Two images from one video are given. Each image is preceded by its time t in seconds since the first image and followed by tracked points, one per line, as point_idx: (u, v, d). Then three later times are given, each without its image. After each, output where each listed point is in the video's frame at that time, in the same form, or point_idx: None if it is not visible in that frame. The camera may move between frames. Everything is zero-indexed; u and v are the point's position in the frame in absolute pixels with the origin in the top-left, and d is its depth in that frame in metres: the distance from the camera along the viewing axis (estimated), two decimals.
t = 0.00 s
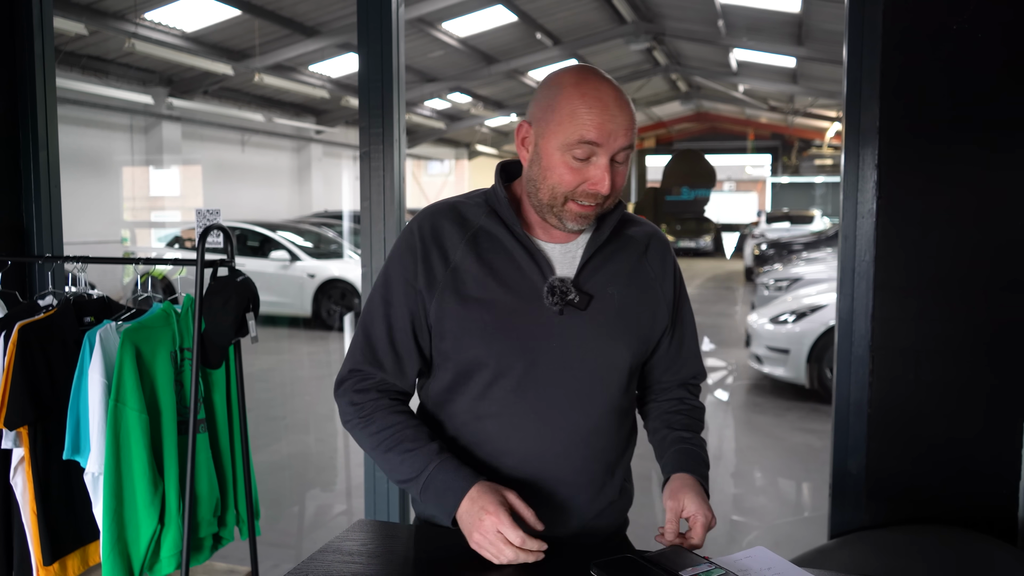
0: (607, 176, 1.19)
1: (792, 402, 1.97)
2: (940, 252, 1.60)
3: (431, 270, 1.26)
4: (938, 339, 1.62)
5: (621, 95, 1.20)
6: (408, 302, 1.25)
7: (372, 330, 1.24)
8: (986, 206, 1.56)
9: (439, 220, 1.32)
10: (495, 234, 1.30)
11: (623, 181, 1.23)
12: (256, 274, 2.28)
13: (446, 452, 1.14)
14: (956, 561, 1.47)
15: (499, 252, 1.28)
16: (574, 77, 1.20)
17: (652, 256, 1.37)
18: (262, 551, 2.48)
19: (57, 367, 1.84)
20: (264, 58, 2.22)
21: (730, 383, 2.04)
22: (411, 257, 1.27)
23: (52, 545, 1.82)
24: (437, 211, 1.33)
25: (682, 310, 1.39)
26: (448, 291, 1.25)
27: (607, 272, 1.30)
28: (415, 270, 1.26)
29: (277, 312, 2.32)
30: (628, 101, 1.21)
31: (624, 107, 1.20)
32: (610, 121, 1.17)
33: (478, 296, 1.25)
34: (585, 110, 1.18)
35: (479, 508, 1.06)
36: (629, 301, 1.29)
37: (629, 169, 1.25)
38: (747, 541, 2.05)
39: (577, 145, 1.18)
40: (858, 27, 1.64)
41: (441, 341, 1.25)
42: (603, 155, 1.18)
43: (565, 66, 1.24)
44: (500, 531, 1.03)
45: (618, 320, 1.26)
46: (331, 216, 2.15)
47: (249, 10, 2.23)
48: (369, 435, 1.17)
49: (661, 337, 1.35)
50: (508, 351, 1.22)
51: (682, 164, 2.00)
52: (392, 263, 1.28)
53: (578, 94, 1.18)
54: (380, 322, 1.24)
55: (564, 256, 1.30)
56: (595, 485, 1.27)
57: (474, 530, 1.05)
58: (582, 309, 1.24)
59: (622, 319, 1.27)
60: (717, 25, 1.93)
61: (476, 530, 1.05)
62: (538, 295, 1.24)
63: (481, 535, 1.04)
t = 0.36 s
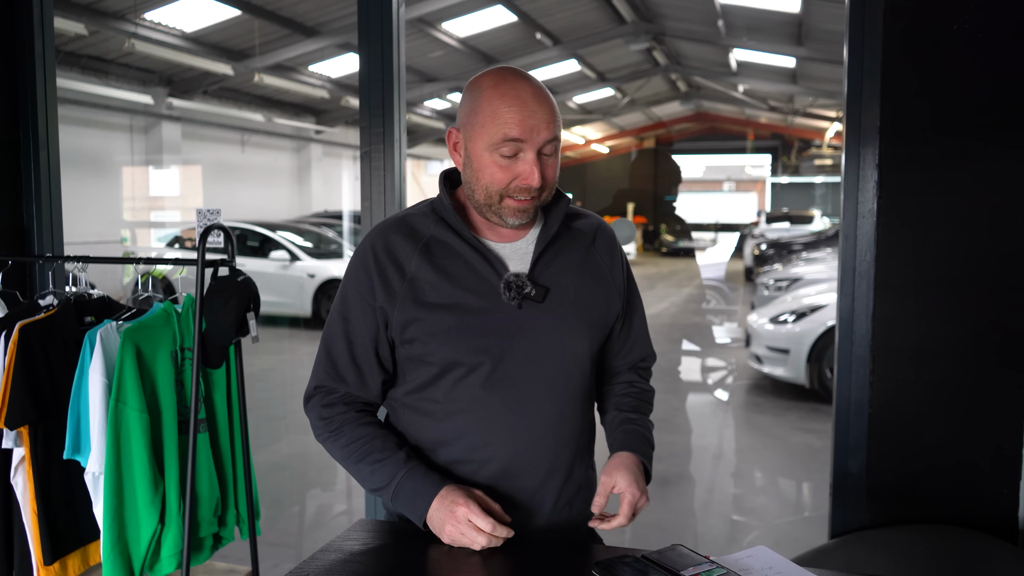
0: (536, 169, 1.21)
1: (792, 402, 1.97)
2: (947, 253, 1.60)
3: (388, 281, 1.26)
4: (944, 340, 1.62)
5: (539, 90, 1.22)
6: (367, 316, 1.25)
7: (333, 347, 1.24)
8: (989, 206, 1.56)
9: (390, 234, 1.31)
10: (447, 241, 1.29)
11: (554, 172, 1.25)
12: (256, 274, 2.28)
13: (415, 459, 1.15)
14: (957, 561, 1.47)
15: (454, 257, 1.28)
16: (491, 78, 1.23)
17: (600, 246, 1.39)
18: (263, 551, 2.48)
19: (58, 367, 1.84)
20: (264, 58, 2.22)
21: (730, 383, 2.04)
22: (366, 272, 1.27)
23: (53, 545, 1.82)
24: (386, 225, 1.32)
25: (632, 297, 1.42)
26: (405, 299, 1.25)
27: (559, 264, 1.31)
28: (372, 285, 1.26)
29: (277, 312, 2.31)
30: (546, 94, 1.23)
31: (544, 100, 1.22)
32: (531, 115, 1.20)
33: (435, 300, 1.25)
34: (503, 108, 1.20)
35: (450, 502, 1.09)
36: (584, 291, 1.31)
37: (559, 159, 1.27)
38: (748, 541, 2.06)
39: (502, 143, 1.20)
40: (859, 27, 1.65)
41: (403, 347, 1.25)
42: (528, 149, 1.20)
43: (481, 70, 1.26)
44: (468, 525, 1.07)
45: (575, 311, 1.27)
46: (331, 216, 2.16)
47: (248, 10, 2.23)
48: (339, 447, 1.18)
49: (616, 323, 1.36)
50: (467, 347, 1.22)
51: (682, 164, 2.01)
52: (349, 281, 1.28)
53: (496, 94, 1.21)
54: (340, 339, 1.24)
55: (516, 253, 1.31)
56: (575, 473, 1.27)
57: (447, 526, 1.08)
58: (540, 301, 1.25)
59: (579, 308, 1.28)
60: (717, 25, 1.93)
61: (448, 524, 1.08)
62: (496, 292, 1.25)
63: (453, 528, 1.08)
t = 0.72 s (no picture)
0: (498, 163, 1.26)
1: (792, 402, 1.97)
2: (948, 254, 1.60)
3: (368, 278, 1.31)
4: (944, 340, 1.63)
5: (502, 89, 1.28)
6: (346, 313, 1.30)
7: (315, 343, 1.29)
8: (988, 206, 1.57)
9: (370, 234, 1.35)
10: (425, 240, 1.34)
11: (520, 167, 1.30)
12: (256, 275, 2.27)
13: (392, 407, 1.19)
14: (958, 561, 1.47)
15: (432, 254, 1.33)
16: (457, 80, 1.29)
17: (578, 239, 1.42)
18: (263, 551, 2.48)
19: (59, 367, 1.84)
20: (264, 58, 2.22)
21: (730, 383, 2.04)
22: (347, 271, 1.32)
23: (53, 545, 1.82)
24: (366, 227, 1.37)
25: (615, 286, 1.44)
26: (385, 296, 1.30)
27: (536, 258, 1.35)
28: (353, 283, 1.31)
29: (277, 312, 2.30)
30: (508, 93, 1.29)
31: (506, 98, 1.28)
32: (492, 112, 1.26)
33: (414, 295, 1.30)
34: (466, 107, 1.26)
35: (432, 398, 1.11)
36: (562, 283, 1.34)
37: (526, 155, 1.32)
38: (748, 541, 2.06)
39: (466, 139, 1.26)
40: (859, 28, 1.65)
41: (383, 342, 1.30)
42: (490, 144, 1.26)
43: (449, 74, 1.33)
44: (447, 394, 1.08)
45: (552, 304, 1.31)
46: (331, 216, 2.17)
47: (249, 10, 2.23)
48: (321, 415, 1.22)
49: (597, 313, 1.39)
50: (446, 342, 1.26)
51: (682, 164, 2.02)
52: (329, 281, 1.33)
53: (460, 94, 1.27)
54: (321, 335, 1.29)
55: (493, 249, 1.36)
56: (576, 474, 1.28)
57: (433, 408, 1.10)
58: (517, 294, 1.29)
59: (557, 300, 1.32)
60: (717, 25, 1.92)
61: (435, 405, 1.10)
62: (473, 286, 1.29)
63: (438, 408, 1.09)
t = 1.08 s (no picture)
0: (489, 155, 1.27)
1: (792, 402, 1.97)
2: (947, 253, 1.60)
3: (363, 273, 1.32)
4: (943, 339, 1.63)
5: (492, 84, 1.29)
6: (342, 307, 1.31)
7: (313, 338, 1.30)
8: (987, 206, 1.57)
9: (367, 231, 1.37)
10: (420, 235, 1.35)
11: (512, 160, 1.30)
12: (256, 274, 2.27)
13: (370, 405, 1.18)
14: (958, 561, 1.48)
15: (425, 248, 1.33)
16: (448, 77, 1.31)
17: (573, 238, 1.42)
18: (264, 550, 2.48)
19: (59, 367, 1.84)
20: (264, 58, 2.22)
21: (730, 383, 2.04)
22: (344, 267, 1.33)
23: (54, 545, 1.82)
24: (364, 224, 1.39)
25: (611, 287, 1.42)
26: (378, 289, 1.30)
27: (529, 253, 1.35)
28: (349, 278, 1.32)
29: (277, 312, 2.30)
30: (497, 88, 1.30)
31: (496, 93, 1.29)
32: (482, 106, 1.27)
33: (406, 288, 1.30)
34: (456, 102, 1.27)
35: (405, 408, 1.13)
36: (554, 279, 1.34)
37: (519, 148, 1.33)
38: (748, 541, 2.06)
39: (457, 133, 1.27)
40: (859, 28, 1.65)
41: (377, 335, 1.30)
42: (481, 137, 1.27)
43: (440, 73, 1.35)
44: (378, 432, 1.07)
45: (543, 299, 1.31)
46: (331, 215, 2.17)
47: (249, 10, 2.23)
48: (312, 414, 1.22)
49: (592, 313, 1.38)
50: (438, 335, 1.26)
51: (682, 164, 2.03)
52: (328, 277, 1.34)
53: (450, 90, 1.28)
54: (318, 330, 1.30)
55: (485, 245, 1.36)
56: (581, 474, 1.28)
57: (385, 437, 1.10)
58: (507, 287, 1.29)
59: (548, 293, 1.32)
60: (717, 25, 1.92)
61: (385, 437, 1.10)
62: (463, 278, 1.30)
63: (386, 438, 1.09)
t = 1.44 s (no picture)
0: (500, 153, 1.27)
1: (792, 402, 1.97)
2: (947, 253, 1.60)
3: (371, 270, 1.32)
4: (943, 339, 1.63)
5: (515, 84, 1.30)
6: (351, 304, 1.33)
7: (322, 334, 1.32)
8: (987, 206, 1.57)
9: (377, 228, 1.38)
10: (429, 234, 1.35)
11: (524, 162, 1.30)
12: (256, 275, 2.27)
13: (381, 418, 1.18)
14: (958, 561, 1.48)
15: (434, 248, 1.34)
16: (474, 71, 1.32)
17: (584, 240, 1.42)
18: (264, 551, 2.48)
19: (59, 367, 1.84)
20: (264, 58, 2.22)
21: (729, 383, 2.04)
22: (353, 264, 1.34)
23: (53, 545, 1.82)
24: (374, 221, 1.40)
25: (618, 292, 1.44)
26: (385, 286, 1.30)
27: (538, 254, 1.35)
28: (358, 275, 1.33)
29: (277, 312, 2.30)
30: (520, 88, 1.30)
31: (517, 93, 1.29)
32: (501, 103, 1.27)
33: (414, 287, 1.30)
34: (476, 96, 1.28)
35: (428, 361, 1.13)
36: (564, 281, 1.34)
37: (533, 151, 1.32)
38: (748, 541, 2.06)
39: (471, 127, 1.27)
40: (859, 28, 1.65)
41: (383, 333, 1.31)
42: (494, 134, 1.27)
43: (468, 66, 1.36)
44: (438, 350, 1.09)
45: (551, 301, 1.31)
46: (331, 216, 2.17)
47: (249, 10, 2.23)
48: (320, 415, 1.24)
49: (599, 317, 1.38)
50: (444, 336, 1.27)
51: (682, 164, 2.03)
52: (337, 273, 1.36)
53: (472, 84, 1.29)
54: (327, 325, 1.32)
55: (495, 245, 1.37)
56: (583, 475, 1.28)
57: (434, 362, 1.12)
58: (516, 288, 1.30)
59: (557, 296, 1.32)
60: (717, 25, 1.92)
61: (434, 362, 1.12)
62: (474, 279, 1.31)
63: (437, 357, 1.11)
